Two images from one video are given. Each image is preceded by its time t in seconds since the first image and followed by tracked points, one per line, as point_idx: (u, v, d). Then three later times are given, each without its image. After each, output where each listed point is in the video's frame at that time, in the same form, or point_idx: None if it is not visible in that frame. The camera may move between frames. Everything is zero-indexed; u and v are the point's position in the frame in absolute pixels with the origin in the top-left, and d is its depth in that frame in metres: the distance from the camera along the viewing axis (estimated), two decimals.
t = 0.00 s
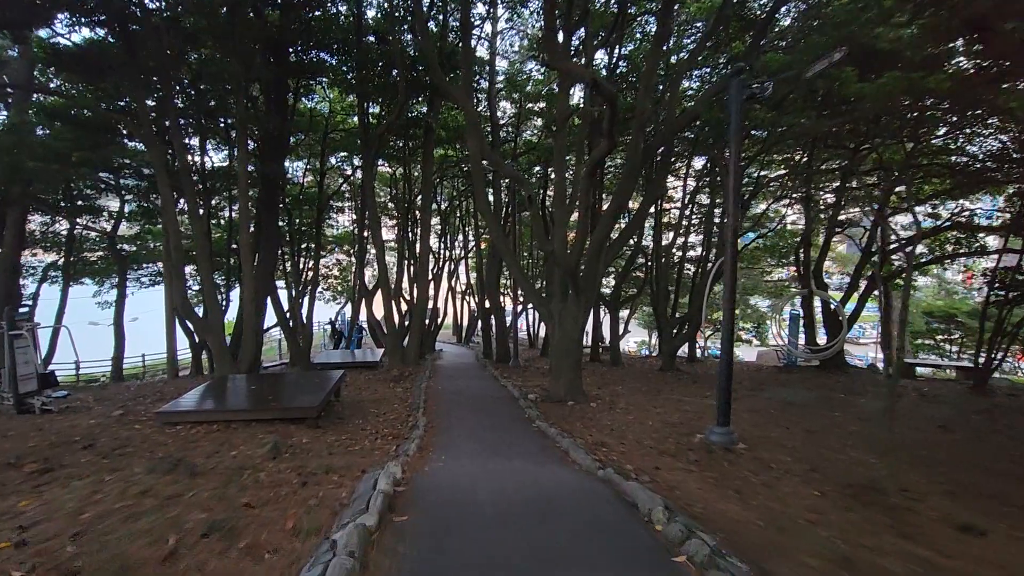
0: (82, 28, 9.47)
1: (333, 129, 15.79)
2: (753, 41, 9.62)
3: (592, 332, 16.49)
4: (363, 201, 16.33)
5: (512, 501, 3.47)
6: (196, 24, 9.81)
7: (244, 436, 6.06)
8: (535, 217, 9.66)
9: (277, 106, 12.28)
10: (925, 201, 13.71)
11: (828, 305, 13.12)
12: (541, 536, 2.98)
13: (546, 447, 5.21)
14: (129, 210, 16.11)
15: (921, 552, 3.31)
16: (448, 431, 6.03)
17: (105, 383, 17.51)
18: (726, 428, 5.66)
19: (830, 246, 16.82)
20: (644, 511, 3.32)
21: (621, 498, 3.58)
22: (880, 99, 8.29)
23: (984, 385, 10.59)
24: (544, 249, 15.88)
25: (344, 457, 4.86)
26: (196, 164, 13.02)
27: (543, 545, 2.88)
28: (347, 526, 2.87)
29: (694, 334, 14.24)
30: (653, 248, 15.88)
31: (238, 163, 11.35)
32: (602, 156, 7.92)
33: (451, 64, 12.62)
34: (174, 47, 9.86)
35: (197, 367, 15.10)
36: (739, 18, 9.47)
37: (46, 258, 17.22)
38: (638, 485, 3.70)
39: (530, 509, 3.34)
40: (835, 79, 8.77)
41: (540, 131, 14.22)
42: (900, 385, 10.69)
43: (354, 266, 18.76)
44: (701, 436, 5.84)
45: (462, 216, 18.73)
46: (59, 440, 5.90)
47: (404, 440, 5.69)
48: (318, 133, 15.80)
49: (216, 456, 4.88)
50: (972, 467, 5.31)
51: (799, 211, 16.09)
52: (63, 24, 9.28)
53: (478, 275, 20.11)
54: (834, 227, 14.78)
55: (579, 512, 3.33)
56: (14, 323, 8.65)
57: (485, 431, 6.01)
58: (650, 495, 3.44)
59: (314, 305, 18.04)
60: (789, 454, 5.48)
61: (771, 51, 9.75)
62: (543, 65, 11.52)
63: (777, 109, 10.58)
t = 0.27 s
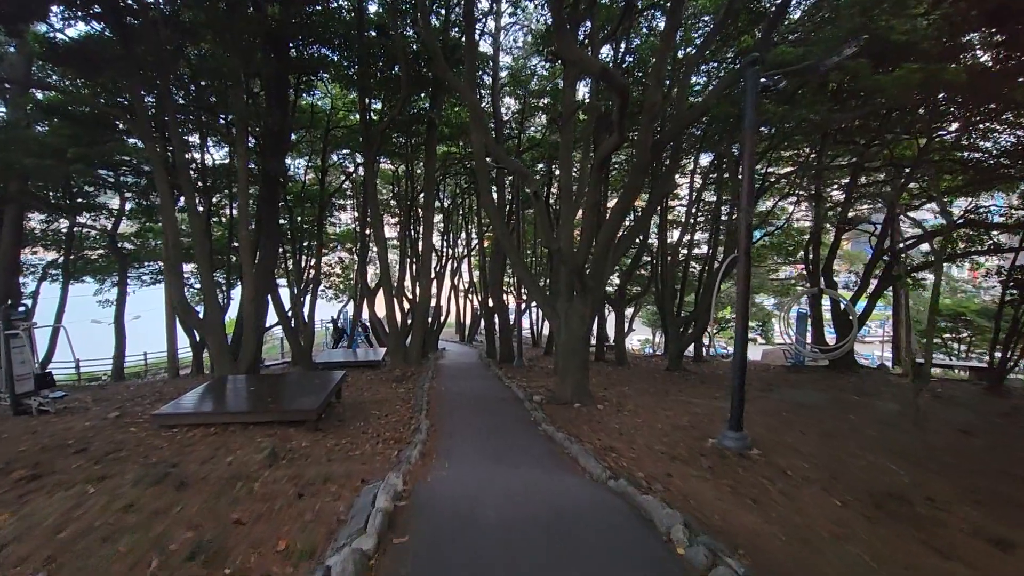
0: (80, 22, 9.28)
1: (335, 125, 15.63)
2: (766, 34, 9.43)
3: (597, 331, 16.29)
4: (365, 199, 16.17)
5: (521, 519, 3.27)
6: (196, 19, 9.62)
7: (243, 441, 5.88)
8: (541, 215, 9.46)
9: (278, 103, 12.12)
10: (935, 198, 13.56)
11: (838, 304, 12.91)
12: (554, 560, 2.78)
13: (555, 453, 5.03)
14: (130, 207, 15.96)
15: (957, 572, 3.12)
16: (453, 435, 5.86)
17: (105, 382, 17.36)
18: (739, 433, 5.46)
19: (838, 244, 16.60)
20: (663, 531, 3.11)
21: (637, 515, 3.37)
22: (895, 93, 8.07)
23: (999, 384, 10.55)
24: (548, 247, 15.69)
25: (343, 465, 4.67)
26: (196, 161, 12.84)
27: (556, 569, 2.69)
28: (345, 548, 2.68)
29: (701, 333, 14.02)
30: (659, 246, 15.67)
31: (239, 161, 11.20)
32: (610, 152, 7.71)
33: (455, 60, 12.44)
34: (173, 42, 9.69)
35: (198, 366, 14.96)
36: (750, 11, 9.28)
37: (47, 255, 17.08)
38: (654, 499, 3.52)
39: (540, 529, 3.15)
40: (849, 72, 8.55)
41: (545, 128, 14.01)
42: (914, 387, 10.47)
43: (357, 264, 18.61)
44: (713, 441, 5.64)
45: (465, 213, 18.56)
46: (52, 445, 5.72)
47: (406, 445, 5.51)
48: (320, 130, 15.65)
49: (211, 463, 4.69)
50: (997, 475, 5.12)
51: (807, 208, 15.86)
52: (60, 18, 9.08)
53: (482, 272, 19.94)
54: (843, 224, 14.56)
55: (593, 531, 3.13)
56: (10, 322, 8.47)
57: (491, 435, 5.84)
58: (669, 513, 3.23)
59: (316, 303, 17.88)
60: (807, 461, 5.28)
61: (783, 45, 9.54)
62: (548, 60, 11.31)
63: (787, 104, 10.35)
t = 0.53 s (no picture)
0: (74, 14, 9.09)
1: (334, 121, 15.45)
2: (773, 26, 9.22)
3: (600, 330, 16.11)
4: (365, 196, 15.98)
5: (523, 534, 3.08)
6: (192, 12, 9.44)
7: (236, 444, 5.70)
8: (543, 211, 9.27)
9: (277, 98, 11.93)
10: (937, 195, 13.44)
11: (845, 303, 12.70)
12: None
13: (559, 458, 4.84)
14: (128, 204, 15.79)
15: None
16: (453, 438, 5.68)
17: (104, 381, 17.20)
18: (749, 437, 5.28)
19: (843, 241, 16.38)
20: (675, 548, 2.91)
21: (646, 529, 3.17)
22: (908, 87, 7.86)
23: (1011, 385, 10.29)
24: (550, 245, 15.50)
25: (338, 470, 4.49)
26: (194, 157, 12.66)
27: None
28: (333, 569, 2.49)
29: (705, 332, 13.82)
30: (663, 243, 15.47)
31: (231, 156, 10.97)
32: (615, 146, 7.50)
33: (456, 55, 12.24)
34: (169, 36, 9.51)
35: (196, 365, 14.79)
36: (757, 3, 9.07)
37: (45, 253, 16.92)
38: (665, 511, 3.32)
39: (543, 545, 2.95)
40: (859, 66, 8.33)
41: (547, 123, 13.82)
42: (924, 387, 10.27)
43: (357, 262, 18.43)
44: (722, 445, 5.45)
45: (466, 210, 18.38)
46: (39, 448, 5.55)
47: (404, 448, 5.32)
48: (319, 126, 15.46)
49: (200, 469, 4.52)
50: (1018, 481, 4.94)
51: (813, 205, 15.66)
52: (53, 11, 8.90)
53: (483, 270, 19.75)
54: (850, 221, 14.33)
55: (600, 548, 2.93)
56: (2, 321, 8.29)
57: (492, 438, 5.65)
58: (680, 528, 3.03)
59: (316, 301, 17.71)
60: (820, 467, 5.08)
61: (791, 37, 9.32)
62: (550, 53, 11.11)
63: (795, 99, 10.15)
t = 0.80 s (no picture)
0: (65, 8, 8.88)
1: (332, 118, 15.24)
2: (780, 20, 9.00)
3: (602, 329, 15.89)
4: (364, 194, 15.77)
5: (522, 559, 2.86)
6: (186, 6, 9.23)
7: (226, 450, 5.51)
8: (544, 209, 9.04)
9: (274, 95, 11.73)
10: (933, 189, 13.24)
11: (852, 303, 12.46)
12: None
13: (560, 468, 4.64)
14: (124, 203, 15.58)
15: None
16: (450, 445, 5.48)
17: (100, 381, 17.02)
18: (758, 445, 5.07)
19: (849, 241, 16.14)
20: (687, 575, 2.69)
21: (655, 554, 2.96)
22: (921, 81, 7.63)
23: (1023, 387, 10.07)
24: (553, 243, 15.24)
25: (329, 481, 4.29)
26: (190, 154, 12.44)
27: None
28: None
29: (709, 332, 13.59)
30: (666, 242, 15.25)
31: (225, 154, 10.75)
32: (620, 141, 7.26)
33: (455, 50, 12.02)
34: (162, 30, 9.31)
35: (192, 366, 14.59)
36: None
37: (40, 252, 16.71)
38: (674, 532, 3.10)
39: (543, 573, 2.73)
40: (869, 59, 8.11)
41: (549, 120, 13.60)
42: (933, 389, 10.05)
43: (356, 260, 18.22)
44: (730, 452, 5.24)
45: (466, 208, 18.17)
46: (21, 455, 5.35)
47: (399, 457, 5.12)
48: (318, 123, 15.25)
49: (186, 479, 4.32)
50: None
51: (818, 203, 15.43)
52: (42, 5, 8.56)
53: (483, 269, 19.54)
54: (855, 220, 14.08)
55: None
56: None
57: (490, 445, 5.46)
58: (692, 553, 2.81)
59: (315, 301, 17.51)
60: (833, 477, 4.88)
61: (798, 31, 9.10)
62: (551, 48, 10.88)
63: (802, 94, 9.91)
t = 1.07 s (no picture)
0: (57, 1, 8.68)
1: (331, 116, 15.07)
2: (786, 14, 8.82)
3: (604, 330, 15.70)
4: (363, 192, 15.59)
5: None
6: None
7: (217, 456, 5.33)
8: (545, 207, 8.86)
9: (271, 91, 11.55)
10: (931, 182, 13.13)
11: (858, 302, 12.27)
12: None
13: (564, 475, 4.46)
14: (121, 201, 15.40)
15: None
16: (450, 450, 5.31)
17: (97, 382, 16.85)
18: (768, 451, 4.89)
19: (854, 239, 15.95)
20: None
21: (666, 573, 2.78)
22: (933, 75, 7.44)
23: None
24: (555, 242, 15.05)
25: (323, 490, 4.12)
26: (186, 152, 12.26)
27: None
28: None
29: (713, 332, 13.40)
30: (668, 241, 15.06)
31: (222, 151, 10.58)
32: (625, 136, 7.07)
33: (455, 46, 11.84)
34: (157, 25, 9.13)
35: (189, 366, 14.42)
36: None
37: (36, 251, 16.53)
38: (687, 549, 2.92)
39: None
40: (878, 54, 7.93)
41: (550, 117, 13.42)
42: (943, 392, 9.85)
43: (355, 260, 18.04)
44: (739, 458, 5.07)
45: (467, 207, 17.98)
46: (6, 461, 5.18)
47: (395, 463, 4.94)
48: (316, 121, 15.08)
49: (173, 488, 4.15)
50: None
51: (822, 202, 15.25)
52: None
53: (484, 268, 19.36)
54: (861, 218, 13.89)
55: None
56: None
57: (491, 450, 5.29)
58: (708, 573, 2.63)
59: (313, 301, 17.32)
60: (847, 484, 4.70)
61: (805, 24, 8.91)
62: (553, 43, 10.71)
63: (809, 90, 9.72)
